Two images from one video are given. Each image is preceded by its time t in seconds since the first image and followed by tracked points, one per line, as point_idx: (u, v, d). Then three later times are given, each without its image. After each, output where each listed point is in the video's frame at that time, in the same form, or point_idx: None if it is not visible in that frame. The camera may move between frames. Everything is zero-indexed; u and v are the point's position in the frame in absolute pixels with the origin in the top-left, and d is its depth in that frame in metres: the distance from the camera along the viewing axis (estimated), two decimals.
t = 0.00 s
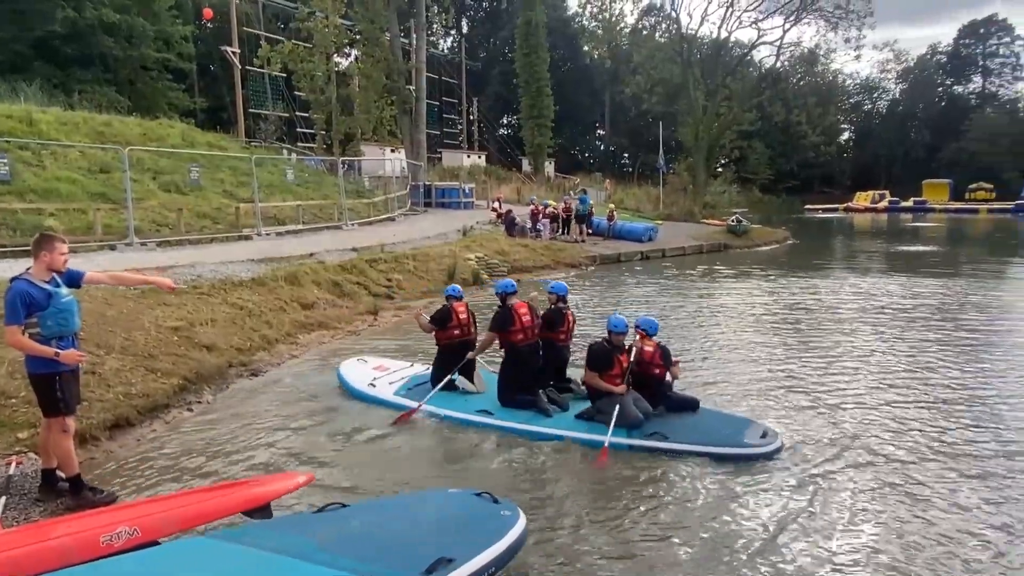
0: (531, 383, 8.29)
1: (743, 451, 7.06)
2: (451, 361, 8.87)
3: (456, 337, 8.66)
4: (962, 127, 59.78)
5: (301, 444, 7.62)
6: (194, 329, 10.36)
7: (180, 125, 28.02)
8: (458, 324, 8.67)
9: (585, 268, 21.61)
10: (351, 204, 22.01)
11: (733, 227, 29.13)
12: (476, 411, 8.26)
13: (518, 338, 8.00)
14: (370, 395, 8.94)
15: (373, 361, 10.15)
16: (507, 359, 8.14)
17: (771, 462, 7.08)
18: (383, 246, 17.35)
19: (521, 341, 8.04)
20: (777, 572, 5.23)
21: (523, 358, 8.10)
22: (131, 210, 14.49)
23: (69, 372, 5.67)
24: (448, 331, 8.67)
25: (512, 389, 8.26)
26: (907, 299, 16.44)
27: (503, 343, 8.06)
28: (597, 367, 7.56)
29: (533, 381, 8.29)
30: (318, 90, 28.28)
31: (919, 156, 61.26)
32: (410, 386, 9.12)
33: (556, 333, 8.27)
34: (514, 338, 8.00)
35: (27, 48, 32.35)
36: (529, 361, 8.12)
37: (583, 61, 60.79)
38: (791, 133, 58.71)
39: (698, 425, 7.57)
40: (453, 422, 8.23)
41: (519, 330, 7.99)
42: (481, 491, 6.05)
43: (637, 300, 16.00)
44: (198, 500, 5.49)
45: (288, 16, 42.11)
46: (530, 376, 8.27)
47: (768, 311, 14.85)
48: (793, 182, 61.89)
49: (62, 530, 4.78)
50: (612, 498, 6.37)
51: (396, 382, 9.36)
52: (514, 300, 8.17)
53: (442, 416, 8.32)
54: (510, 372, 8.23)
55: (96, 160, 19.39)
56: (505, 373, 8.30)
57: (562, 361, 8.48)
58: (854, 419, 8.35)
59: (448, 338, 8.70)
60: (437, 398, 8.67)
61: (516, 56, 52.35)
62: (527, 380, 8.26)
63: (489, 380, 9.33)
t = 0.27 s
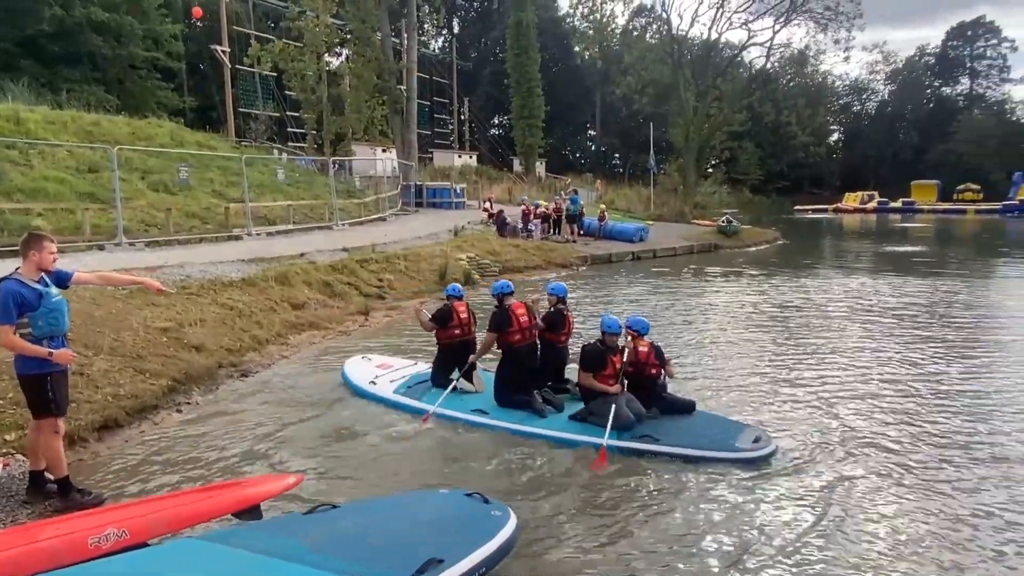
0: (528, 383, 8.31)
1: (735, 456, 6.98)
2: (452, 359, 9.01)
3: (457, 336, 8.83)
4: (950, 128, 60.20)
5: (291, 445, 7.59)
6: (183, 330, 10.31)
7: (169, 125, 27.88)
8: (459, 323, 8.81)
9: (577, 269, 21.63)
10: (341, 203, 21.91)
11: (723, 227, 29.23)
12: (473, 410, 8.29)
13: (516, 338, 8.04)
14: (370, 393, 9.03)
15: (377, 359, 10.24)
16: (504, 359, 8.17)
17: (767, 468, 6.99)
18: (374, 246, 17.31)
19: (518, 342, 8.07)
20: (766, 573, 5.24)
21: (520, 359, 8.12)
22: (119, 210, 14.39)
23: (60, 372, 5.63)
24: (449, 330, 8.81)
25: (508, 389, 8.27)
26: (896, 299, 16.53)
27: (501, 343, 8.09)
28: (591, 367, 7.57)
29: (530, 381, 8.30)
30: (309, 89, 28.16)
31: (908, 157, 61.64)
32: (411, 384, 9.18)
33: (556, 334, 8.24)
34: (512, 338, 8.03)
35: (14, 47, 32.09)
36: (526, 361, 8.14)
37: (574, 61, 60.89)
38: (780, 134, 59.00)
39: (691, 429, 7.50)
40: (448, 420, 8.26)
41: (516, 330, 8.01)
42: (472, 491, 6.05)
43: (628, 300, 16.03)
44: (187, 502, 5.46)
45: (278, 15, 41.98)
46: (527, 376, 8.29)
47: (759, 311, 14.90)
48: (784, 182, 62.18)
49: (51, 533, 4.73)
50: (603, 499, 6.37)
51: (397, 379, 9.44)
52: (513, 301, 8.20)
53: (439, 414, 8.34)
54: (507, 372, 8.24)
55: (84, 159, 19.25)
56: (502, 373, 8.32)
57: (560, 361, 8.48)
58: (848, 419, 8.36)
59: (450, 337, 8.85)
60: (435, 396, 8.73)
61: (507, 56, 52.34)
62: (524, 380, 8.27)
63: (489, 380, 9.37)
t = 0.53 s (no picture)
0: (524, 382, 8.31)
1: (725, 461, 6.88)
2: (453, 357, 9.08)
3: (457, 335, 8.87)
4: (937, 129, 60.64)
5: (281, 445, 7.57)
6: (171, 330, 10.24)
7: (157, 124, 27.70)
8: (459, 321, 8.85)
9: (567, 269, 21.65)
10: (331, 203, 21.82)
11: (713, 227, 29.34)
12: (469, 409, 8.33)
13: (512, 338, 8.04)
14: (372, 390, 9.17)
15: (383, 357, 10.36)
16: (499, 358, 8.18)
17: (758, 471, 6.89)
18: (364, 246, 17.25)
19: (515, 341, 8.08)
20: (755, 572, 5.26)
21: (516, 358, 8.12)
22: (106, 209, 14.28)
23: (47, 373, 5.59)
24: (449, 329, 8.85)
25: (504, 388, 8.28)
26: (884, 298, 16.62)
27: (497, 343, 8.10)
28: (583, 367, 7.57)
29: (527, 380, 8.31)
30: (298, 88, 28.02)
31: (896, 158, 62.05)
32: (414, 381, 9.32)
33: (553, 333, 8.19)
34: (509, 338, 8.04)
35: None
36: (522, 361, 8.15)
37: (564, 62, 60.99)
38: (769, 135, 59.30)
39: (685, 432, 7.43)
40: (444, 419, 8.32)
41: (513, 330, 8.01)
42: (461, 491, 6.04)
43: (618, 299, 16.06)
44: (175, 503, 5.42)
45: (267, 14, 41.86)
46: (523, 375, 8.29)
47: (749, 310, 14.94)
48: (772, 183, 62.50)
49: (36, 534, 4.68)
50: (592, 499, 6.38)
51: (399, 377, 9.58)
52: (509, 300, 8.19)
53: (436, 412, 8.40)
54: (503, 371, 8.25)
55: (71, 159, 19.10)
56: (498, 373, 8.32)
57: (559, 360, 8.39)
58: (839, 419, 8.38)
59: (449, 335, 8.89)
60: (434, 395, 8.85)
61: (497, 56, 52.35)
62: (520, 379, 8.28)
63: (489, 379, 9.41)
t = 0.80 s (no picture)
0: (521, 381, 8.32)
1: (715, 464, 6.80)
2: (453, 356, 9.11)
3: (457, 334, 8.88)
4: (929, 130, 60.95)
5: (273, 445, 7.55)
6: (162, 330, 10.20)
7: (149, 122, 27.55)
8: (459, 320, 8.88)
9: (560, 268, 21.67)
10: (323, 203, 21.77)
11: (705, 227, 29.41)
12: (467, 408, 8.36)
13: (510, 337, 8.04)
14: (374, 388, 9.25)
15: (387, 354, 10.45)
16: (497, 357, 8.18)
17: (753, 479, 6.76)
18: (357, 246, 17.22)
19: (512, 341, 8.08)
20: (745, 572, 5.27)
21: (514, 358, 8.12)
22: (97, 208, 14.20)
23: (37, 374, 5.55)
24: (449, 327, 8.88)
25: (501, 388, 8.28)
26: (875, 297, 16.69)
27: (494, 342, 8.10)
28: (577, 368, 7.55)
29: (524, 379, 8.31)
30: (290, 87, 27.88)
31: (888, 159, 62.32)
32: (417, 379, 9.36)
33: (550, 333, 8.17)
34: (506, 337, 8.05)
35: None
36: (519, 361, 8.15)
37: (558, 61, 61.01)
38: (761, 135, 59.49)
39: (679, 434, 7.36)
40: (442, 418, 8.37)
41: (510, 330, 8.02)
42: (454, 491, 6.04)
43: (611, 299, 16.08)
44: (165, 504, 5.40)
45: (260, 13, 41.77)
46: (521, 374, 8.30)
47: (741, 309, 14.97)
48: (765, 183, 62.69)
49: (24, 535, 4.63)
50: (584, 499, 6.38)
51: (402, 374, 9.62)
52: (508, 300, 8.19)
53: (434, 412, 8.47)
54: (500, 371, 8.25)
55: (62, 158, 19.00)
56: (496, 373, 8.32)
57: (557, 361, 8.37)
58: (831, 418, 8.40)
59: (450, 334, 8.92)
60: (433, 393, 8.89)
61: (490, 56, 52.27)
62: (516, 378, 8.28)
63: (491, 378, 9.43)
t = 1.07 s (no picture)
0: (519, 381, 8.31)
1: (706, 466, 6.69)
2: (454, 355, 9.11)
3: (459, 333, 8.85)
4: (919, 130, 61.27)
5: (266, 445, 7.53)
6: (153, 329, 10.15)
7: (140, 121, 27.38)
8: (461, 319, 8.88)
9: (553, 268, 21.69)
10: (316, 202, 21.69)
11: (698, 227, 29.47)
12: (464, 406, 8.37)
13: (507, 336, 8.02)
14: (378, 384, 9.35)
15: (393, 352, 10.54)
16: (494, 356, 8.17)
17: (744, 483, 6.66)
18: (350, 246, 17.18)
19: (509, 340, 8.05)
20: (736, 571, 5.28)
21: (512, 357, 8.11)
22: (87, 207, 14.11)
23: (26, 375, 5.51)
24: (451, 326, 8.88)
25: (499, 387, 8.28)
26: (867, 296, 16.77)
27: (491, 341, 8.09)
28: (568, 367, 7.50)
29: (521, 378, 8.30)
30: (282, 86, 27.72)
31: (879, 159, 62.61)
32: (421, 376, 9.48)
33: (548, 333, 8.13)
34: (504, 336, 8.02)
35: None
36: (516, 360, 8.13)
37: (551, 61, 61.03)
38: (754, 135, 59.69)
39: (673, 435, 7.27)
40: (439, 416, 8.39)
41: (508, 328, 7.99)
42: (447, 491, 6.04)
43: (604, 299, 16.09)
44: (156, 505, 5.37)
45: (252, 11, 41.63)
46: (519, 374, 8.29)
47: (734, 309, 15.00)
48: (757, 183, 62.87)
49: (13, 537, 4.59)
50: (577, 499, 6.38)
51: (404, 372, 9.70)
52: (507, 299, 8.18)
53: (433, 411, 8.51)
54: (498, 370, 8.25)
55: (52, 156, 18.88)
56: (493, 372, 8.32)
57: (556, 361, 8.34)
58: (823, 417, 8.43)
59: (451, 332, 8.91)
60: (434, 391, 8.96)
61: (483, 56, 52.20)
62: (514, 376, 8.27)
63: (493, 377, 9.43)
